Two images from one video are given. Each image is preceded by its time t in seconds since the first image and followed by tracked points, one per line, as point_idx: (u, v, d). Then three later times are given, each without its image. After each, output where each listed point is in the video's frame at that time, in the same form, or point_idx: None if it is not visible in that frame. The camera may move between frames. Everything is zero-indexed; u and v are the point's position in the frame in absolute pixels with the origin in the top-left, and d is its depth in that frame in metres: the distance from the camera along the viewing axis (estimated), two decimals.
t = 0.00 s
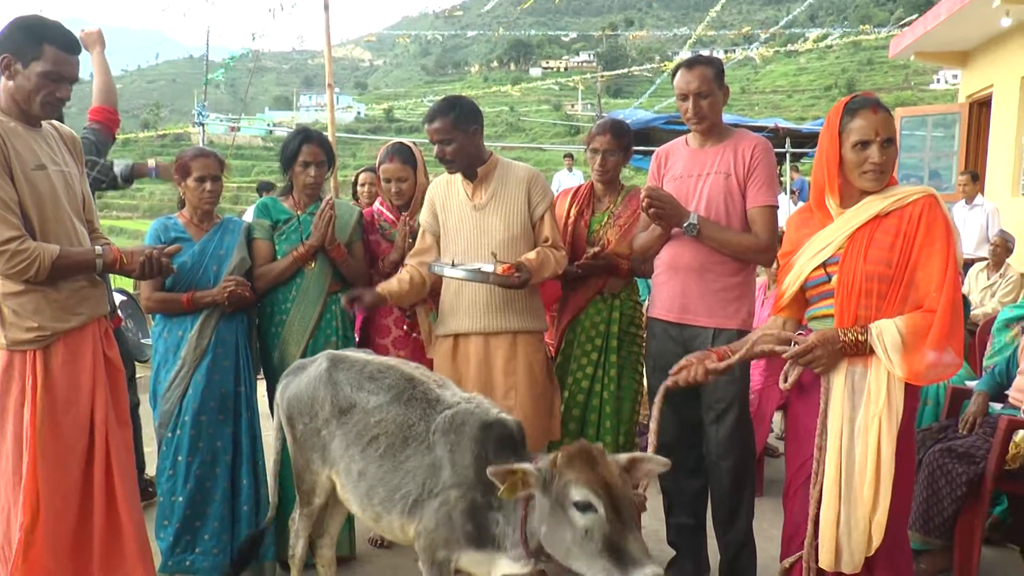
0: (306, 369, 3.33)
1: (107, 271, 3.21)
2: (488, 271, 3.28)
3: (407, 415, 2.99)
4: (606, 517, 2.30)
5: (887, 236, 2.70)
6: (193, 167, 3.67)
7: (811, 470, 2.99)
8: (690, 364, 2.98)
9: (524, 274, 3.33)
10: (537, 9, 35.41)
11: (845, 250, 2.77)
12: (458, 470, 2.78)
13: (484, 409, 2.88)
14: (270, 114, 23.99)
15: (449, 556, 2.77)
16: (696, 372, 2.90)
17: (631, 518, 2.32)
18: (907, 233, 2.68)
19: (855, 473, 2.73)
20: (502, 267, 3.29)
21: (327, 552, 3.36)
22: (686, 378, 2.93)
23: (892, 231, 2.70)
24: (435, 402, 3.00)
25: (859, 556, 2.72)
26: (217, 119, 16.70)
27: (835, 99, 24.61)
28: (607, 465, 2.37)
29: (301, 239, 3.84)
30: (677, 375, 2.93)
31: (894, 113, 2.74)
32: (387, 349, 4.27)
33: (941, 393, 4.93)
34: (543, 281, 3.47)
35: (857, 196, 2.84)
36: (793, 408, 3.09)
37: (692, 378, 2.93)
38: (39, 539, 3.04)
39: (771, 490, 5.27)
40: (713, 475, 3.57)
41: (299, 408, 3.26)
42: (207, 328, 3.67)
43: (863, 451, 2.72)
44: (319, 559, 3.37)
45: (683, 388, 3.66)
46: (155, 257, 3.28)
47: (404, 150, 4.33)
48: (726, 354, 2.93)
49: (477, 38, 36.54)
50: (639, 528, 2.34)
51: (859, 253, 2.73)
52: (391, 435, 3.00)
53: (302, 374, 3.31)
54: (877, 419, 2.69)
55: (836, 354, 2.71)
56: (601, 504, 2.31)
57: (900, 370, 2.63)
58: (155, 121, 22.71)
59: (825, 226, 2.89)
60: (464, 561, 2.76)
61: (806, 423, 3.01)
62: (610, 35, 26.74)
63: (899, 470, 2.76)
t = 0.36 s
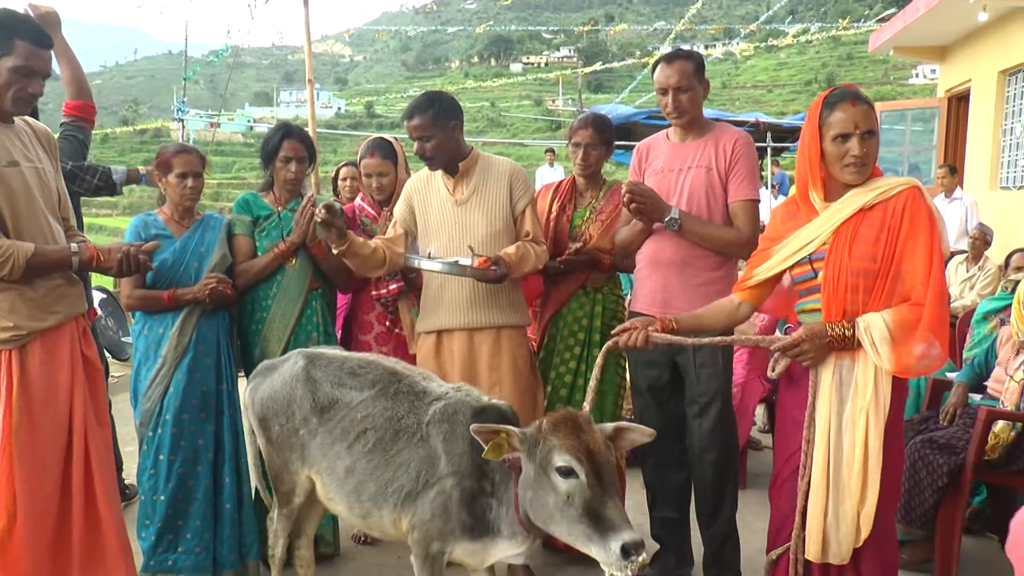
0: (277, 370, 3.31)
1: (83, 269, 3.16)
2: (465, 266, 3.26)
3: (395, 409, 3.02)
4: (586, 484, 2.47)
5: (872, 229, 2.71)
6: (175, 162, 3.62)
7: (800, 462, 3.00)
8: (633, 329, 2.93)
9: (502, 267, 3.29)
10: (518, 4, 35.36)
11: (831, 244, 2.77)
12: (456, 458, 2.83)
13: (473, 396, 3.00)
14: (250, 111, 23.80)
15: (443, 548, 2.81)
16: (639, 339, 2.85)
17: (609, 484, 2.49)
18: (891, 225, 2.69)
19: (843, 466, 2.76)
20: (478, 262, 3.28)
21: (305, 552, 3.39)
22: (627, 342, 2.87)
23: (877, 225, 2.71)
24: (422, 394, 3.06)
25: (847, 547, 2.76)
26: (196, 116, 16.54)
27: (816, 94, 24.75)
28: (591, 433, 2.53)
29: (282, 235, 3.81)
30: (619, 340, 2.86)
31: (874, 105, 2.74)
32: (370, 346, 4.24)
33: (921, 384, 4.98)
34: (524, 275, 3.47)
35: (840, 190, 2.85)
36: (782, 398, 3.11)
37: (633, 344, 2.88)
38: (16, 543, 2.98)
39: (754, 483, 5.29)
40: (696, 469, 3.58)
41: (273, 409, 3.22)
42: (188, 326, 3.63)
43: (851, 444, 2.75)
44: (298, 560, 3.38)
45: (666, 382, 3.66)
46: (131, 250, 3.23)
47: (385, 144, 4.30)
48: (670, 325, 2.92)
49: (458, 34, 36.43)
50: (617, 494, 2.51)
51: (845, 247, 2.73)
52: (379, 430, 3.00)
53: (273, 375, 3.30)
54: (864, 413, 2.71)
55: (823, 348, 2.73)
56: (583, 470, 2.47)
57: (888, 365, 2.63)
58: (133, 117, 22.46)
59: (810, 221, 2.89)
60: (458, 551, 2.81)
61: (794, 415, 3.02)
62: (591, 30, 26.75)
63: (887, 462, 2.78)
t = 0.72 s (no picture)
0: (261, 366, 3.29)
1: (62, 266, 3.13)
2: (443, 259, 3.25)
3: (384, 402, 3.01)
4: (570, 476, 2.47)
5: (858, 221, 2.72)
6: (157, 162, 3.50)
7: (793, 454, 2.95)
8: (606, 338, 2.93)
9: (480, 262, 3.30)
10: None
11: (817, 237, 2.77)
12: (446, 449, 2.83)
13: (462, 388, 3.00)
14: (233, 106, 23.61)
15: (432, 539, 2.81)
16: (611, 349, 2.86)
17: (593, 477, 2.50)
18: (877, 216, 2.70)
19: (835, 456, 2.77)
20: (457, 255, 3.27)
21: (291, 548, 3.40)
22: (602, 352, 2.89)
23: (862, 216, 2.71)
24: (411, 386, 3.05)
25: (839, 536, 2.77)
26: (178, 110, 16.40)
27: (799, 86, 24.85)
28: (575, 425, 2.52)
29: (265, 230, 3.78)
30: (590, 352, 2.85)
31: (852, 95, 2.75)
32: (354, 340, 4.24)
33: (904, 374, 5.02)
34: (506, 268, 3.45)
35: (821, 181, 2.86)
36: (772, 388, 3.06)
37: (609, 353, 2.88)
38: None
39: (739, 474, 5.31)
40: (680, 461, 3.59)
41: (258, 405, 3.21)
42: (171, 323, 3.58)
43: (843, 433, 2.75)
44: (283, 555, 3.40)
45: (650, 374, 3.67)
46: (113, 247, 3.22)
47: (369, 138, 4.29)
48: (643, 328, 2.91)
49: (442, 27, 36.32)
50: (601, 486, 2.52)
51: (833, 239, 2.73)
52: (368, 423, 2.99)
53: (257, 370, 3.27)
54: (857, 402, 2.72)
55: (821, 341, 2.73)
56: (567, 463, 2.47)
57: (887, 356, 2.63)
58: (114, 112, 22.24)
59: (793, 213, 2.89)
60: (447, 543, 2.81)
61: (787, 406, 2.97)
62: (575, 24, 26.73)
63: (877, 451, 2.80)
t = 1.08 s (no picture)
0: (246, 360, 3.28)
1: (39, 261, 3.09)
2: (421, 253, 3.24)
3: (369, 395, 3.01)
4: (551, 475, 2.48)
5: (837, 211, 2.73)
6: (138, 157, 3.45)
7: (784, 446, 2.90)
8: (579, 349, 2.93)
9: (459, 255, 3.27)
10: None
11: (798, 228, 2.78)
12: (430, 442, 2.82)
13: (446, 380, 3.00)
14: (213, 100, 23.42)
15: (416, 533, 2.81)
16: (586, 361, 2.85)
17: (574, 475, 2.51)
18: (856, 206, 2.72)
19: (827, 447, 2.77)
20: (434, 249, 3.26)
21: (275, 543, 3.38)
22: (578, 364, 2.88)
23: (841, 206, 2.73)
24: (395, 379, 3.05)
25: (831, 528, 2.77)
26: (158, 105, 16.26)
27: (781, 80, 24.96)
28: (558, 424, 2.54)
29: (245, 226, 3.77)
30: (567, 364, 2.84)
31: (822, 88, 2.77)
32: (336, 335, 4.22)
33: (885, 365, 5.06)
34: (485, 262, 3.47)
35: (796, 173, 2.87)
36: (760, 380, 3.01)
37: (584, 364, 2.88)
38: None
39: (721, 466, 5.35)
40: (663, 453, 3.60)
41: (244, 400, 3.19)
42: (149, 318, 3.55)
43: (835, 424, 2.76)
44: (268, 551, 3.38)
45: (632, 367, 3.68)
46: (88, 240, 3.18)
47: (349, 133, 4.28)
48: (618, 338, 2.91)
49: (424, 22, 36.19)
50: (581, 484, 2.54)
51: (815, 230, 2.74)
52: (353, 416, 2.99)
53: (243, 365, 3.26)
54: (848, 392, 2.74)
55: (815, 333, 2.71)
56: (548, 461, 2.48)
57: (881, 343, 2.65)
58: (93, 106, 22.01)
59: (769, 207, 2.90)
60: (431, 536, 2.82)
61: (776, 399, 2.93)
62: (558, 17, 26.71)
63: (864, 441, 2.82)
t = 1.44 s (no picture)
0: (236, 356, 3.28)
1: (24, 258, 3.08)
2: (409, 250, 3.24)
3: (358, 390, 3.01)
4: (536, 464, 2.49)
5: (821, 206, 2.74)
6: (129, 154, 3.41)
7: (774, 442, 2.91)
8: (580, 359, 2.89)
9: (446, 253, 3.27)
10: None
11: (782, 224, 2.79)
12: (418, 438, 2.83)
13: (434, 377, 3.00)
14: (202, 96, 23.30)
15: (404, 529, 2.81)
16: (586, 367, 2.82)
17: (559, 466, 2.51)
18: (839, 200, 2.73)
19: (816, 442, 2.79)
20: (422, 248, 3.26)
21: (265, 540, 3.38)
22: (577, 372, 2.85)
23: (825, 201, 2.74)
24: (384, 374, 3.05)
25: (821, 523, 2.78)
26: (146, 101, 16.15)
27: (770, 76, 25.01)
28: (542, 415, 2.54)
29: (233, 224, 3.75)
30: (565, 371, 2.81)
31: (803, 86, 2.78)
32: (324, 332, 4.22)
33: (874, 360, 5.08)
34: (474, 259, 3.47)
35: (779, 170, 2.88)
36: (749, 378, 3.02)
37: (583, 373, 2.85)
38: None
39: (710, 462, 5.37)
40: (652, 449, 3.61)
41: (234, 395, 3.19)
42: (139, 317, 3.54)
43: (824, 419, 2.78)
44: (258, 547, 3.36)
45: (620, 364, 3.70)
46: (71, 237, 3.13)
47: (334, 131, 4.27)
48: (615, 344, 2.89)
49: (414, 18, 36.11)
50: (567, 474, 2.53)
51: (799, 226, 2.75)
52: (342, 412, 2.99)
53: (232, 361, 3.26)
54: (837, 386, 2.75)
55: (802, 328, 2.72)
56: (532, 452, 2.48)
57: (867, 334, 2.64)
58: (80, 102, 21.85)
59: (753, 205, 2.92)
60: (420, 532, 2.82)
61: (763, 396, 2.95)
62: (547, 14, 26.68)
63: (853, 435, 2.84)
